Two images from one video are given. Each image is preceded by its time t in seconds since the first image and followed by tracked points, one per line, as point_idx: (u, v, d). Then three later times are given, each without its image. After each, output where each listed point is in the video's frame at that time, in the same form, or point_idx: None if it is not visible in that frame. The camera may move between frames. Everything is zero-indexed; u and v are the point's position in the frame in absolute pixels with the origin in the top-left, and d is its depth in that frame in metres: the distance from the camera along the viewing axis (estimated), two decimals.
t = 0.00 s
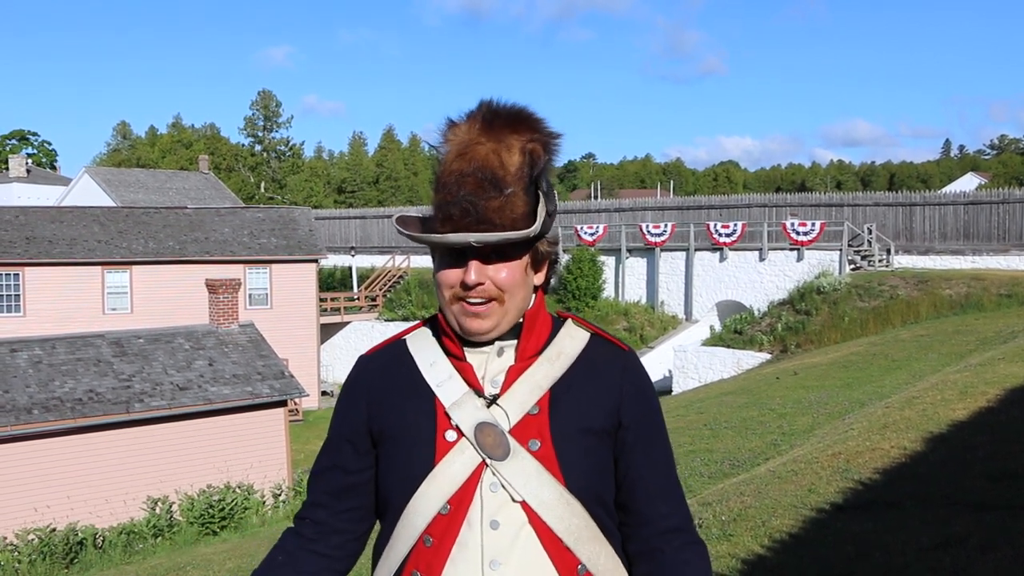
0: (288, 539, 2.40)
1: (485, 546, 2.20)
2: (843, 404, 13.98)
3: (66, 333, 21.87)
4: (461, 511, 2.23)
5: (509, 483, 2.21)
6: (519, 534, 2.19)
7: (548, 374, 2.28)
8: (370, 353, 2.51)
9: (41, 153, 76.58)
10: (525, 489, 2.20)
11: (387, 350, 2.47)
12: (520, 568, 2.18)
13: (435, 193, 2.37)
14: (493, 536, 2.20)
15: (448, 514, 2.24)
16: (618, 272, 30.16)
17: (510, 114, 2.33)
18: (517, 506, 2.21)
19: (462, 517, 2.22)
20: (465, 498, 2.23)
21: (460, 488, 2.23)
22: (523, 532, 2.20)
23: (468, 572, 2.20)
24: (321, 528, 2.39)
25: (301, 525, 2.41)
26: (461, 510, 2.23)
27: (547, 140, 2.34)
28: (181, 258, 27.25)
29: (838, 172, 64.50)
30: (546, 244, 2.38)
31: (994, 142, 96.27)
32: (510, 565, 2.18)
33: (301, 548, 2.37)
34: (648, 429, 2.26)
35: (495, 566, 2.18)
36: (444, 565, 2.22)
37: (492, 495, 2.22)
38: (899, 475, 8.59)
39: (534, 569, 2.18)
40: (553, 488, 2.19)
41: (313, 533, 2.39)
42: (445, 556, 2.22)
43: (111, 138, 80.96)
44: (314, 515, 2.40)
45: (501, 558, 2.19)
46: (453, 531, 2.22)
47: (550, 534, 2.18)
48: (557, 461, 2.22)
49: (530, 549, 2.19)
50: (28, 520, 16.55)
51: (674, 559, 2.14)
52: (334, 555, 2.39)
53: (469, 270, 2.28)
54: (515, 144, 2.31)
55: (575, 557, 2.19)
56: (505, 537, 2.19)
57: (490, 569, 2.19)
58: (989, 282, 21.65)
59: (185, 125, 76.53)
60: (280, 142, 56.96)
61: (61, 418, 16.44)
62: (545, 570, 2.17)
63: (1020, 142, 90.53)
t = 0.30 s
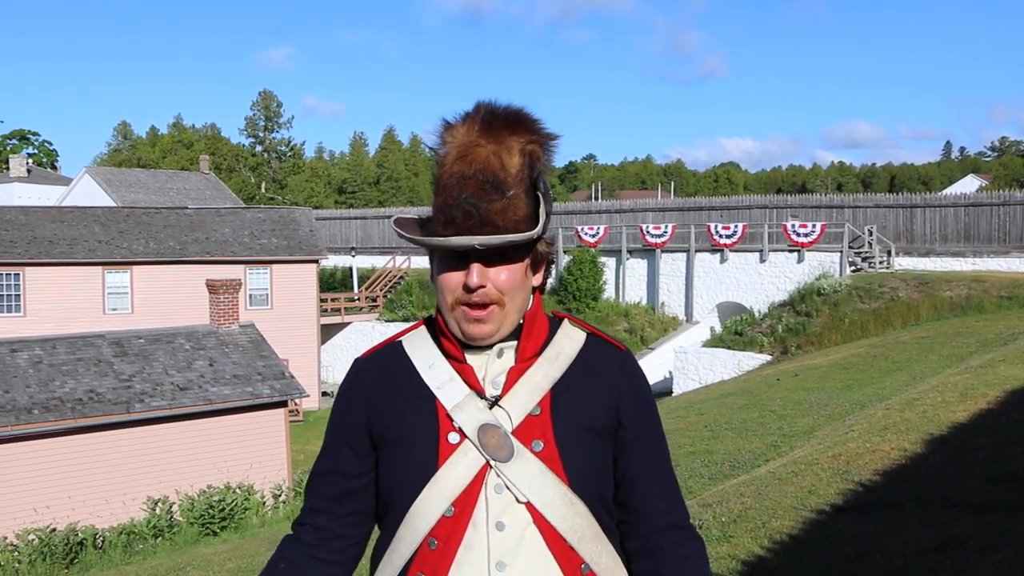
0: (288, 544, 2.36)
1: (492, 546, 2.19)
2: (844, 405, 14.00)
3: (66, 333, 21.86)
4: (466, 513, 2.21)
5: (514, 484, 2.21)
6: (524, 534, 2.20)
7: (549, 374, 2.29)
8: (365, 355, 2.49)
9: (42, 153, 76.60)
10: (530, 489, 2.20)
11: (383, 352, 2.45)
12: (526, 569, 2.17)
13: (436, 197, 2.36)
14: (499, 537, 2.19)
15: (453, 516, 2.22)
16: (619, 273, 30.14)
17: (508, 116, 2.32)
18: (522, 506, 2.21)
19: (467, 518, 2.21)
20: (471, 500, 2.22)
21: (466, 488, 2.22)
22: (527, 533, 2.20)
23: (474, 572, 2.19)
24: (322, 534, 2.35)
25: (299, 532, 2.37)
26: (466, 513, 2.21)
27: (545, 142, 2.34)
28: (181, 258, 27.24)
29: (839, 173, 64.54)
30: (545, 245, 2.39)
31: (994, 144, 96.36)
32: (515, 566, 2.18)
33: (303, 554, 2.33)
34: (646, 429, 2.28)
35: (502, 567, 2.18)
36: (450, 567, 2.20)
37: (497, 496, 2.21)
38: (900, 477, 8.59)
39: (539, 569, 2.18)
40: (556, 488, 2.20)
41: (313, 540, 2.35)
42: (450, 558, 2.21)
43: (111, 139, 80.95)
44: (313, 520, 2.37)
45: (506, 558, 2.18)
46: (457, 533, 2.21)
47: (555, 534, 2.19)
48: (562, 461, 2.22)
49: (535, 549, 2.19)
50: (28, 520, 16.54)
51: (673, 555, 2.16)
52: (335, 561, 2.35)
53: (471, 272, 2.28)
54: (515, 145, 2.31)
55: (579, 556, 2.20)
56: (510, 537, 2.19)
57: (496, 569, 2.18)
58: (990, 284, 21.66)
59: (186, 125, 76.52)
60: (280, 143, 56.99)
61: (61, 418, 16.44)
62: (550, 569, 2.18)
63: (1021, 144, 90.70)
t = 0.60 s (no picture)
0: (287, 546, 2.34)
1: (493, 548, 2.19)
2: (844, 406, 14.00)
3: (66, 333, 21.86)
4: (467, 515, 2.21)
5: (515, 485, 2.21)
6: (525, 535, 2.19)
7: (548, 376, 2.29)
8: (363, 356, 2.47)
9: (43, 154, 76.65)
10: (530, 490, 2.20)
11: (381, 353, 2.44)
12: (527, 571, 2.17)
13: (434, 198, 2.36)
14: (501, 539, 2.19)
15: (454, 517, 2.22)
16: (620, 273, 30.14)
17: (507, 116, 2.33)
18: (523, 507, 2.21)
19: (467, 520, 2.21)
20: (471, 502, 2.22)
21: (466, 490, 2.22)
22: (528, 534, 2.20)
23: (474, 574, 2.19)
24: (320, 534, 2.33)
25: (297, 534, 2.35)
26: (467, 514, 2.21)
27: (543, 142, 2.34)
28: (181, 259, 27.25)
29: (839, 174, 64.54)
30: (543, 246, 2.39)
31: (996, 144, 96.53)
32: (516, 567, 2.18)
33: (303, 552, 2.32)
34: (646, 430, 2.28)
35: (504, 568, 2.18)
36: (450, 569, 2.20)
37: (497, 497, 2.21)
38: (900, 478, 8.58)
39: (540, 569, 2.18)
40: (557, 489, 2.20)
41: (311, 537, 2.34)
42: (451, 560, 2.20)
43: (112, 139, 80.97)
44: (312, 522, 2.35)
45: (507, 560, 2.18)
46: (458, 534, 2.21)
47: (556, 534, 2.19)
48: (563, 462, 2.22)
49: (537, 551, 2.19)
50: (28, 521, 16.53)
51: (673, 555, 2.17)
52: (335, 560, 2.34)
53: (469, 272, 2.28)
54: (513, 146, 2.31)
55: (580, 556, 2.20)
56: (511, 539, 2.19)
57: (497, 570, 2.18)
58: (990, 285, 21.65)
59: (187, 125, 76.56)
60: (281, 143, 57.03)
61: (62, 418, 16.43)
62: (551, 570, 2.18)
63: (1020, 145, 90.81)
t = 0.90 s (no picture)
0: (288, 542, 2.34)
1: (491, 547, 2.19)
2: (844, 407, 13.99)
3: (66, 333, 21.84)
4: (464, 513, 2.21)
5: (512, 483, 2.20)
6: (524, 533, 2.19)
7: (545, 375, 2.29)
8: (363, 355, 2.47)
9: (43, 154, 76.64)
10: (528, 488, 2.20)
11: (380, 352, 2.44)
12: (525, 569, 2.17)
13: (427, 197, 2.36)
14: (498, 536, 2.19)
15: (450, 515, 2.22)
16: (620, 274, 30.12)
17: (497, 116, 2.33)
18: (521, 506, 2.21)
19: (466, 518, 2.21)
20: (469, 499, 2.21)
21: (463, 488, 2.22)
22: (526, 534, 2.19)
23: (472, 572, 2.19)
24: (316, 531, 2.33)
25: (296, 532, 2.35)
26: (464, 512, 2.21)
27: (534, 141, 2.34)
28: (181, 259, 27.24)
29: (840, 174, 64.54)
30: (539, 245, 2.39)
31: (997, 144, 96.57)
32: (514, 566, 2.17)
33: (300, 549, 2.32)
34: (645, 430, 2.29)
35: (501, 567, 2.18)
36: (447, 567, 2.20)
37: (495, 495, 2.21)
38: (900, 479, 8.57)
39: (540, 568, 2.18)
40: (555, 487, 2.20)
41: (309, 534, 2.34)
42: (448, 557, 2.20)
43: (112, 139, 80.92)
44: (311, 520, 2.34)
45: (504, 558, 2.18)
46: (456, 533, 2.21)
47: (553, 533, 2.19)
48: (560, 460, 2.22)
49: (535, 549, 2.19)
50: (28, 521, 16.51)
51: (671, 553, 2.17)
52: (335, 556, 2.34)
53: (464, 272, 2.28)
54: (504, 145, 2.31)
55: (579, 555, 2.20)
56: (509, 537, 2.19)
57: (495, 569, 2.18)
58: (990, 285, 21.64)
59: (187, 125, 76.52)
60: (281, 144, 57.03)
61: (62, 418, 16.43)
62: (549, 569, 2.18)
63: (1020, 146, 90.91)
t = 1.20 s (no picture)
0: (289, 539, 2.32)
1: (496, 545, 2.19)
2: (844, 406, 13.99)
3: (67, 333, 21.83)
4: (467, 511, 2.21)
5: (515, 481, 2.20)
6: (527, 530, 2.20)
7: (548, 372, 2.30)
8: (363, 355, 2.46)
9: (44, 154, 76.65)
10: (532, 485, 2.20)
11: (381, 351, 2.43)
12: (530, 568, 2.18)
13: (431, 197, 2.36)
14: (503, 534, 2.19)
15: (454, 513, 2.21)
16: (621, 274, 30.10)
17: (498, 113, 2.34)
18: (524, 503, 2.21)
19: (469, 516, 2.20)
20: (472, 498, 2.21)
21: (468, 485, 2.21)
22: (531, 531, 2.20)
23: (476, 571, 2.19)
24: (318, 528, 2.29)
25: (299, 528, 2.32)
26: (468, 510, 2.21)
27: (534, 138, 2.36)
28: (182, 259, 27.24)
29: (840, 174, 64.56)
30: (541, 242, 2.40)
31: (999, 144, 96.55)
32: (518, 564, 2.18)
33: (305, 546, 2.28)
34: (645, 429, 2.31)
35: (505, 565, 2.18)
36: (453, 566, 2.20)
37: (498, 493, 2.21)
38: (901, 478, 8.57)
39: (544, 565, 2.18)
40: (559, 485, 2.20)
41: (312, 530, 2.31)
42: (453, 556, 2.20)
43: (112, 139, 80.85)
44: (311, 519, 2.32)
45: (508, 555, 2.18)
46: (459, 532, 2.20)
47: (557, 530, 2.19)
48: (563, 458, 2.22)
49: (538, 547, 2.19)
50: (28, 520, 16.48)
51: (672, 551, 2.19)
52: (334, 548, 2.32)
53: (471, 270, 2.28)
54: (507, 142, 2.32)
55: (582, 553, 2.21)
56: (513, 535, 2.20)
57: (500, 567, 2.18)
58: (991, 285, 21.65)
59: (187, 124, 76.50)
60: (282, 144, 57.05)
61: (62, 419, 16.43)
62: (553, 566, 2.18)
63: (1021, 146, 90.96)
